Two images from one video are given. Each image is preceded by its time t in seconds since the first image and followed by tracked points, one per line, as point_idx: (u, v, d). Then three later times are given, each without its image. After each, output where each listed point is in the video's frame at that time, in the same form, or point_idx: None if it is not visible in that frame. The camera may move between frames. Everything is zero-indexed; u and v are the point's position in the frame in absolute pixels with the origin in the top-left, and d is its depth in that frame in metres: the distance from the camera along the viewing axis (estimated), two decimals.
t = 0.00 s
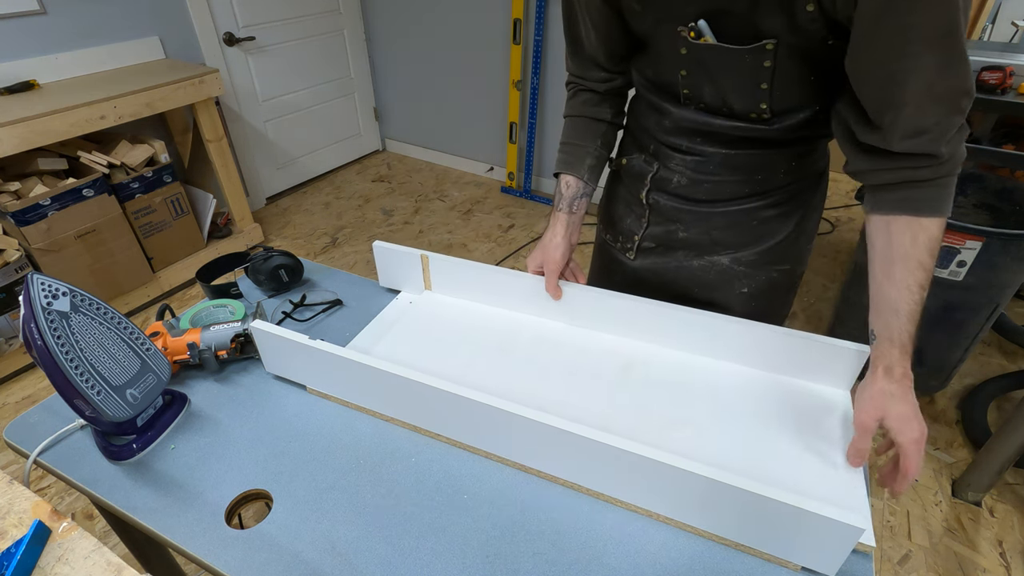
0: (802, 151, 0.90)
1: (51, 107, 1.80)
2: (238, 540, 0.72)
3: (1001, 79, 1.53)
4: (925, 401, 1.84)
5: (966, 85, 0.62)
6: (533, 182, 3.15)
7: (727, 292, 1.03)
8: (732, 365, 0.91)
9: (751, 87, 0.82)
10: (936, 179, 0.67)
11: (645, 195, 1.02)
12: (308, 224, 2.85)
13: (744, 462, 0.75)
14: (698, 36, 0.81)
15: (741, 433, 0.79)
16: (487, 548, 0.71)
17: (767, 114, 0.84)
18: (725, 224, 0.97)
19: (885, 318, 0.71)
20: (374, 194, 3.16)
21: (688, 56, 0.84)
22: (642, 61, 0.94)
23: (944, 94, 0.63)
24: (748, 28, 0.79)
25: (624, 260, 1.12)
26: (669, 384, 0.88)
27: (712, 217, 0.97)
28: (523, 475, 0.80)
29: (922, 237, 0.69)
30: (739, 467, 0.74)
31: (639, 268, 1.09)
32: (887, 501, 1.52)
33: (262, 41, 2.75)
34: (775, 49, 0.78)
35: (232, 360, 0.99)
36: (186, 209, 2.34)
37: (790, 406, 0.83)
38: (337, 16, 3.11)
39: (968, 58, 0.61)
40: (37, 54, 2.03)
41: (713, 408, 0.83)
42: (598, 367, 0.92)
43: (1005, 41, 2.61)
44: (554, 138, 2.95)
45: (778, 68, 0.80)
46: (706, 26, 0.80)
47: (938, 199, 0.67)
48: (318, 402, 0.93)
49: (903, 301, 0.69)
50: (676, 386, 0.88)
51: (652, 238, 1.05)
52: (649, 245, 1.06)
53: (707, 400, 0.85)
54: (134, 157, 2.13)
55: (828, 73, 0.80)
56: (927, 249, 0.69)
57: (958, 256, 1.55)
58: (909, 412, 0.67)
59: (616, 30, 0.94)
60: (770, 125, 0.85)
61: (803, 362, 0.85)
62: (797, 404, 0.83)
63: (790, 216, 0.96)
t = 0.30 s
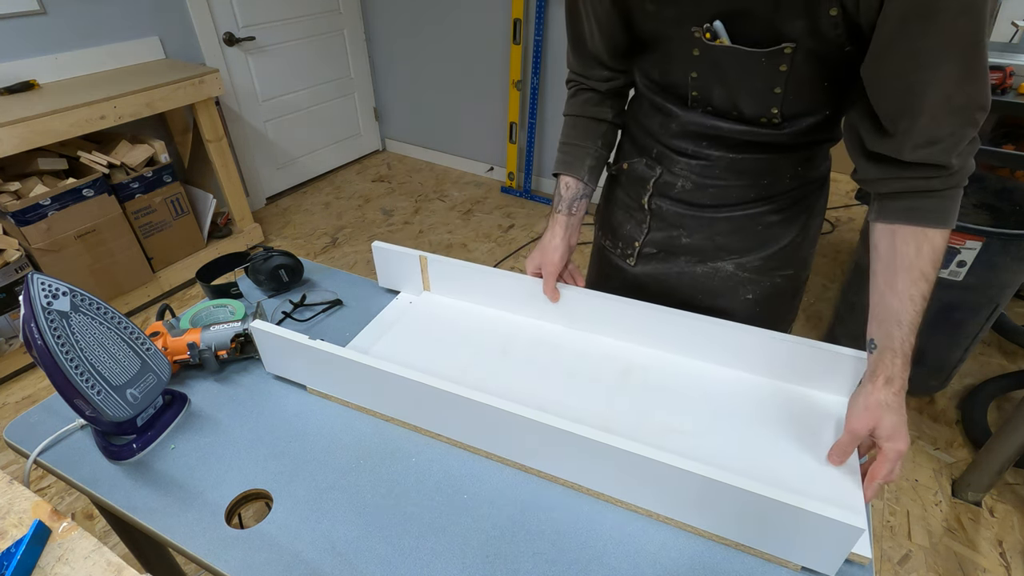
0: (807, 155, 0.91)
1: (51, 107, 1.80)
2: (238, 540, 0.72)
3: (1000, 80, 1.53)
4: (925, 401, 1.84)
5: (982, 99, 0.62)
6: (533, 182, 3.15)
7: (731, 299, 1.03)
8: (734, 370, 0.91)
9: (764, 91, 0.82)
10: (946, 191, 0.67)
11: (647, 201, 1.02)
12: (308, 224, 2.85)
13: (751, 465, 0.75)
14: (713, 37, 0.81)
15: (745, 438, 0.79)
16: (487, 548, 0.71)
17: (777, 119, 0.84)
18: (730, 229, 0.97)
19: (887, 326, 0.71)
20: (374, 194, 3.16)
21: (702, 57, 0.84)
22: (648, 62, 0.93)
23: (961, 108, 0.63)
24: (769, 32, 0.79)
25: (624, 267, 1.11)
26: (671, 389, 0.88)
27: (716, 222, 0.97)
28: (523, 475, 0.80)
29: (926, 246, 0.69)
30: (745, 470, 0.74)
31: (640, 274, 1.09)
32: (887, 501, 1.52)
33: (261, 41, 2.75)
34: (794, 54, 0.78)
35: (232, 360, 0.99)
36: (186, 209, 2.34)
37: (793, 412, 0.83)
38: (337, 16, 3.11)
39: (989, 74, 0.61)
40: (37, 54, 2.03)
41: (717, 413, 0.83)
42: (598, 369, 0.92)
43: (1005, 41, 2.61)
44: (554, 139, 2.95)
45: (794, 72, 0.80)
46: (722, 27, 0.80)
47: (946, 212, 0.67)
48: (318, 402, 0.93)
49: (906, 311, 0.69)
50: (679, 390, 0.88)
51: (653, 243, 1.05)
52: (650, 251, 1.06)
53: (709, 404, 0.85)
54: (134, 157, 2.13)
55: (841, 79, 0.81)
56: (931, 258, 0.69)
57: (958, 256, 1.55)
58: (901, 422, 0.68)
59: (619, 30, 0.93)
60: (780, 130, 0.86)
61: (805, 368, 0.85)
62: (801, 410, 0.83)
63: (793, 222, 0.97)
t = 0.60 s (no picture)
0: (806, 155, 0.91)
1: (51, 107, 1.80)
2: (238, 539, 0.72)
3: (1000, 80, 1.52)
4: (925, 401, 1.84)
5: (989, 101, 0.63)
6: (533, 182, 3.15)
7: (729, 298, 1.04)
8: (734, 372, 0.91)
9: (770, 88, 0.82)
10: (952, 193, 0.67)
11: (646, 201, 1.01)
12: (308, 224, 2.85)
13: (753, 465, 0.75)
14: (722, 31, 0.80)
15: (745, 439, 0.79)
16: (487, 548, 0.71)
17: (781, 117, 0.84)
18: (729, 229, 0.98)
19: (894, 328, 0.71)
20: (374, 194, 3.16)
21: (709, 53, 0.83)
22: (650, 60, 0.92)
23: (968, 110, 0.63)
24: (780, 27, 0.78)
25: (620, 268, 1.11)
26: (670, 390, 0.88)
27: (715, 222, 0.98)
28: (523, 476, 0.80)
29: (933, 248, 0.69)
30: (748, 470, 0.74)
31: (637, 276, 1.09)
32: (887, 501, 1.53)
33: (261, 41, 2.75)
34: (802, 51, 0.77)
35: (232, 359, 0.99)
36: (186, 209, 2.34)
37: (793, 413, 0.83)
38: (337, 16, 3.11)
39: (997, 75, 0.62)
40: (37, 54, 2.03)
41: (717, 414, 0.83)
42: (597, 368, 0.92)
43: (1005, 41, 2.61)
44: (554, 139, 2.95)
45: (801, 69, 0.79)
46: (731, 21, 0.80)
47: (952, 214, 0.67)
48: (318, 402, 0.93)
49: (913, 313, 0.70)
50: (678, 391, 0.88)
51: (651, 244, 1.05)
52: (647, 252, 1.06)
53: (709, 405, 0.85)
54: (134, 157, 2.13)
55: (844, 78, 0.81)
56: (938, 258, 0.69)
57: (958, 256, 1.55)
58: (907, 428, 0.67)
59: (622, 26, 0.92)
60: (783, 128, 0.85)
61: (807, 370, 0.85)
62: (802, 411, 0.83)
63: (790, 222, 0.98)
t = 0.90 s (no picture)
0: (794, 152, 0.92)
1: (51, 107, 1.80)
2: (238, 539, 0.72)
3: (1000, 80, 1.52)
4: (925, 401, 1.84)
5: (981, 102, 0.63)
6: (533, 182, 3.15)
7: (719, 296, 1.03)
8: (724, 373, 0.91)
9: (763, 85, 0.82)
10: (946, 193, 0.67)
11: (637, 198, 1.01)
12: (308, 224, 2.85)
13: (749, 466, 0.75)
14: (718, 27, 0.81)
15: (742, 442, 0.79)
16: (487, 548, 0.71)
17: (773, 114, 0.85)
18: (720, 227, 0.98)
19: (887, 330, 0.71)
20: (374, 194, 3.16)
21: (702, 49, 0.83)
22: (642, 58, 0.92)
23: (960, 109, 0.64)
24: (775, 22, 0.78)
25: (609, 268, 1.10)
26: (665, 392, 0.88)
27: (706, 219, 0.97)
28: (524, 476, 0.80)
29: (927, 250, 0.69)
30: (743, 471, 0.75)
31: (626, 275, 1.08)
32: (887, 501, 1.52)
33: (261, 41, 2.75)
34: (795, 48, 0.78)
35: (232, 359, 0.99)
36: (186, 209, 2.34)
37: (789, 416, 0.83)
38: (337, 16, 3.11)
39: (990, 74, 0.62)
40: (37, 54, 2.03)
41: (712, 417, 0.83)
42: (595, 370, 0.92)
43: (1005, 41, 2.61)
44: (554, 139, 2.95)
45: (795, 66, 0.80)
46: (726, 18, 0.80)
47: (945, 214, 0.67)
48: (318, 401, 0.93)
49: (907, 317, 0.69)
50: (673, 393, 0.88)
51: (640, 242, 1.04)
52: (636, 251, 1.05)
53: (705, 408, 0.85)
54: (134, 157, 2.13)
55: (833, 74, 0.82)
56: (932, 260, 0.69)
57: (958, 256, 1.55)
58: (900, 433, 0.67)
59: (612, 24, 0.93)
60: (773, 125, 0.86)
61: (799, 374, 0.85)
62: (796, 414, 0.84)
63: (779, 219, 0.98)
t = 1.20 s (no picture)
0: (763, 147, 0.93)
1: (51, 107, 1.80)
2: (238, 539, 0.72)
3: (1001, 79, 1.52)
4: (925, 401, 1.84)
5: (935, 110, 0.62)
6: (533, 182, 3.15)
7: (699, 291, 1.03)
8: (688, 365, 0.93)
9: (729, 83, 0.82)
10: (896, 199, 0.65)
11: (609, 200, 1.01)
12: (308, 224, 2.85)
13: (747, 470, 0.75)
14: (683, 27, 0.81)
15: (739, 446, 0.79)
16: (487, 549, 0.71)
17: (739, 112, 0.85)
18: (693, 224, 0.98)
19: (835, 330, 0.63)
20: (374, 194, 3.16)
21: (669, 48, 0.83)
22: (609, 58, 0.92)
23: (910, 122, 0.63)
24: (739, 22, 0.78)
25: (589, 272, 1.09)
26: (665, 394, 0.88)
27: (680, 217, 0.98)
28: (524, 478, 0.80)
29: (878, 251, 0.65)
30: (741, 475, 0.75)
31: (604, 278, 1.07)
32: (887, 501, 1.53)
33: (261, 41, 2.75)
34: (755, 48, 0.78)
35: (232, 360, 0.99)
36: (186, 209, 2.34)
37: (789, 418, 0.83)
38: (337, 16, 3.11)
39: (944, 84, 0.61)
40: (37, 54, 2.03)
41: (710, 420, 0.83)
42: (591, 371, 0.92)
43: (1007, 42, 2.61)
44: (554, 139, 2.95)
45: (760, 66, 0.80)
46: (692, 19, 0.80)
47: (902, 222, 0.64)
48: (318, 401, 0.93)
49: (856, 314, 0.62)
50: (673, 394, 0.88)
51: (616, 243, 1.04)
52: (613, 252, 1.05)
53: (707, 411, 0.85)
54: (134, 157, 2.13)
55: (795, 72, 0.82)
56: (883, 266, 0.64)
57: (958, 256, 1.55)
58: (890, 440, 0.51)
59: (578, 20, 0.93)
60: (740, 122, 0.86)
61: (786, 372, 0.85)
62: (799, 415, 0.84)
63: (749, 215, 0.99)
